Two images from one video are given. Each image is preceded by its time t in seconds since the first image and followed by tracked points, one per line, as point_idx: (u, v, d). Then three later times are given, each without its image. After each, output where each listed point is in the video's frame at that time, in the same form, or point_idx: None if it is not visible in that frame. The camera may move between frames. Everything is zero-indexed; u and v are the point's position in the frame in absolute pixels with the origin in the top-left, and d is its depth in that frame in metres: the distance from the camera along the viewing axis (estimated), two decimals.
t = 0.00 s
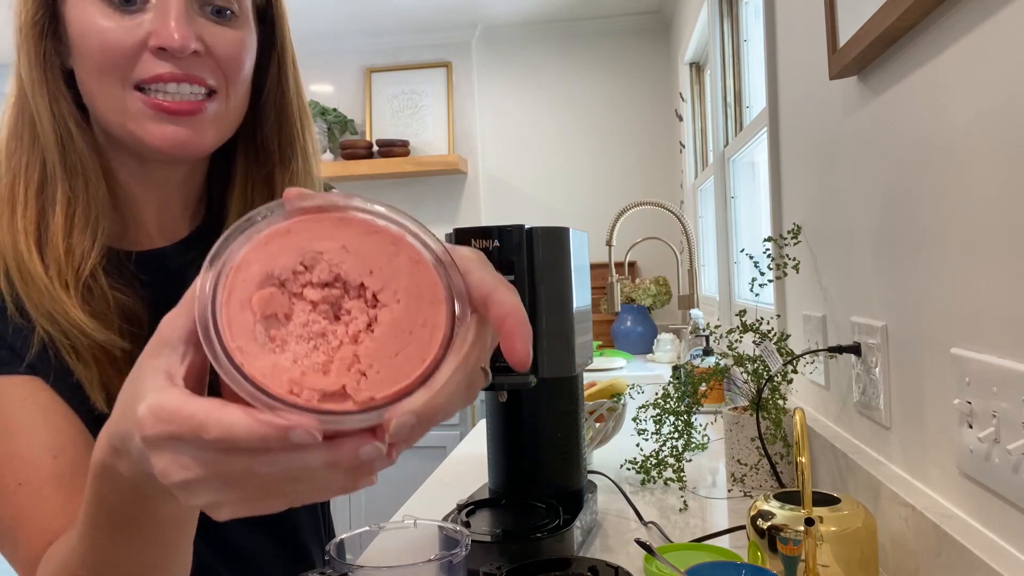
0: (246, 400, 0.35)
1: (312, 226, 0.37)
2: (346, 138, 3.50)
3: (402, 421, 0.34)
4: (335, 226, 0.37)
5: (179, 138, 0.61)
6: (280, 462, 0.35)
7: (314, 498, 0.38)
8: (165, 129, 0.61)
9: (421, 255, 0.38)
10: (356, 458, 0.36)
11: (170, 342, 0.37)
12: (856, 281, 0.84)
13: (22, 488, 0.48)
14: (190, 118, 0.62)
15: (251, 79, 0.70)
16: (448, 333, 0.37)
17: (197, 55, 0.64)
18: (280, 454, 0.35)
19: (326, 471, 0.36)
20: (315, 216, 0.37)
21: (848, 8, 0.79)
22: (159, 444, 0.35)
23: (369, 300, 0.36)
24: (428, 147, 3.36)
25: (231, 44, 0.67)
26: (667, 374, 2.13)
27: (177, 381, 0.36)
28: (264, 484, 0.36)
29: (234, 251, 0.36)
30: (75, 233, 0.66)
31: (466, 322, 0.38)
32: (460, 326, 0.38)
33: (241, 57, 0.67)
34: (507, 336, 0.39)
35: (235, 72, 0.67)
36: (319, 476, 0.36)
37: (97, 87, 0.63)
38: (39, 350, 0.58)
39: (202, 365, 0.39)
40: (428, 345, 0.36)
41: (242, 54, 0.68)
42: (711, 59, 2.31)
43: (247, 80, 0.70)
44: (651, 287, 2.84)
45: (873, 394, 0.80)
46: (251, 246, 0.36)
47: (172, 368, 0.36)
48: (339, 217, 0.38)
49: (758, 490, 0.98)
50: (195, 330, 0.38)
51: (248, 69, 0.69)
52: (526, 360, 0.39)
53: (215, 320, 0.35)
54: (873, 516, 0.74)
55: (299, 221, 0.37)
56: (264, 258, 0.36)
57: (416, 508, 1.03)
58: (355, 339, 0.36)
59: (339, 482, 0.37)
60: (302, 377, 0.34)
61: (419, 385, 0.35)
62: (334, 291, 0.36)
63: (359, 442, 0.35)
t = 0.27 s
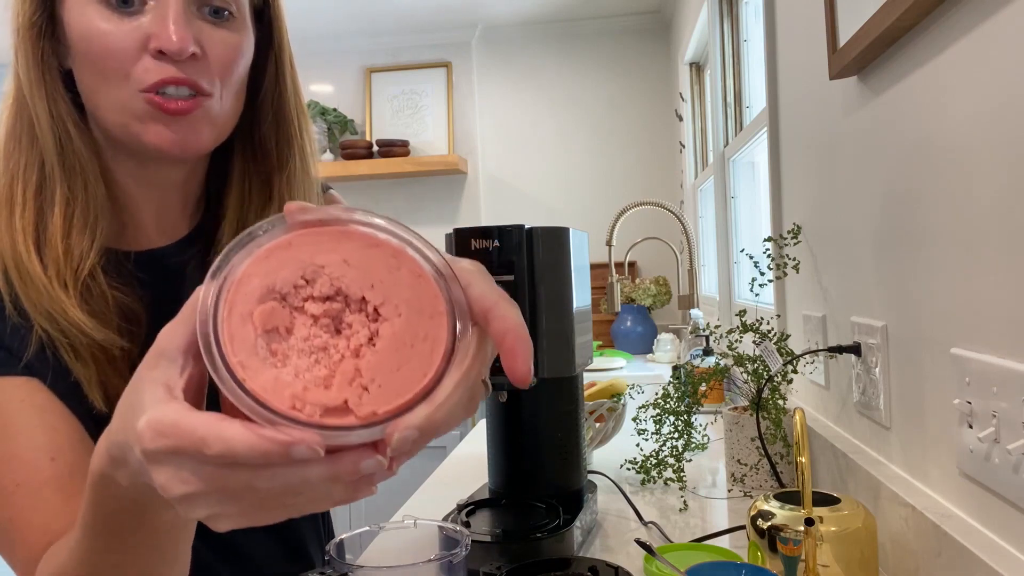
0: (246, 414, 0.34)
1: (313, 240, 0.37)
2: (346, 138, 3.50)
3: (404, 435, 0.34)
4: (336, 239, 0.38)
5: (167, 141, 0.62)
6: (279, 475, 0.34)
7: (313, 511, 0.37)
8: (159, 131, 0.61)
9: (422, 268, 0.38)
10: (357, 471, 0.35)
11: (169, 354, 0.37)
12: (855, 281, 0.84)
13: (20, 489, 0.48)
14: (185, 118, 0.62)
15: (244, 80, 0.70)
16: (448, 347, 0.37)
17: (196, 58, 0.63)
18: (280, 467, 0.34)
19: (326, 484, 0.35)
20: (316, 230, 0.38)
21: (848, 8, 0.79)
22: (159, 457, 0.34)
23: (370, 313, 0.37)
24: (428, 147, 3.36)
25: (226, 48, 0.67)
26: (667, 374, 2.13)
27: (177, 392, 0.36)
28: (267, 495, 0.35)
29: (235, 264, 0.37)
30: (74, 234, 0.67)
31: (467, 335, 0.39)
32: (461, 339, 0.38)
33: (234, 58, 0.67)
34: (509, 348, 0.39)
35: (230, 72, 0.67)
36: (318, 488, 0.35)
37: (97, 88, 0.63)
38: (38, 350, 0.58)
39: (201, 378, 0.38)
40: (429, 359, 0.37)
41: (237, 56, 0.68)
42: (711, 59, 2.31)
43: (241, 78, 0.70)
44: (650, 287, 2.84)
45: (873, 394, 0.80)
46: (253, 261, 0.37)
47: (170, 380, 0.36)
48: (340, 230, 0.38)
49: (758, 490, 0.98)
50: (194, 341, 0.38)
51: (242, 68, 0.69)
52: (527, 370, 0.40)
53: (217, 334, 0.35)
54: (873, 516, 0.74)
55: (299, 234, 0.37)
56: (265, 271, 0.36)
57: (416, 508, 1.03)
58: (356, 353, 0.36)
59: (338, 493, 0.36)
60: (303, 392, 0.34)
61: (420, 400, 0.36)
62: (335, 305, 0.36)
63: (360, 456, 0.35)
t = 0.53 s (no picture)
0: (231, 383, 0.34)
1: (299, 211, 0.37)
2: (346, 138, 3.50)
3: (387, 401, 0.34)
4: (321, 210, 0.37)
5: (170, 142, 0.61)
6: (265, 444, 0.35)
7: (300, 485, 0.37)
8: (162, 133, 0.61)
9: (408, 240, 0.38)
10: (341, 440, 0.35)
11: (159, 330, 0.37)
12: (855, 281, 0.84)
13: (19, 487, 0.48)
14: (186, 122, 0.62)
15: (243, 76, 0.70)
16: (434, 314, 0.37)
17: (189, 57, 0.63)
18: (267, 436, 0.35)
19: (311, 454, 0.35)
20: (302, 202, 0.38)
21: (848, 8, 0.79)
22: (144, 429, 0.34)
23: (355, 282, 0.37)
24: (428, 147, 3.36)
25: (222, 44, 0.66)
26: (667, 374, 2.13)
27: (165, 366, 0.36)
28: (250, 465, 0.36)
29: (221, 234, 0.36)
30: (72, 234, 0.66)
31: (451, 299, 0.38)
32: (447, 306, 0.38)
33: (231, 57, 0.67)
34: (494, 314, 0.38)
35: (229, 72, 0.67)
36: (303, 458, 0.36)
37: (95, 89, 0.63)
38: (37, 347, 0.58)
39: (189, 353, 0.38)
40: (414, 326, 0.36)
41: (233, 54, 0.68)
42: (710, 59, 2.31)
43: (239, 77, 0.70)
44: (651, 287, 2.84)
45: (873, 394, 0.80)
46: (237, 229, 0.36)
47: (159, 354, 0.36)
48: (325, 201, 0.38)
49: (758, 490, 0.98)
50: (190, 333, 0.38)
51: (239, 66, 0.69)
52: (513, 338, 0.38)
53: (201, 302, 0.35)
54: (873, 516, 0.74)
55: (285, 204, 0.37)
56: (249, 242, 0.36)
57: (416, 508, 1.03)
58: (341, 322, 0.36)
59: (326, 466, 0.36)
60: (287, 358, 0.34)
61: (404, 364, 0.35)
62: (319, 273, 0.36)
63: (345, 425, 0.35)
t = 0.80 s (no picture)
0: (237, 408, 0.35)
1: (305, 234, 0.37)
2: (346, 138, 3.50)
3: (394, 429, 0.35)
4: (327, 233, 0.37)
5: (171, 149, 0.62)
6: (272, 469, 0.35)
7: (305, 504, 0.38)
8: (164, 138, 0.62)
9: (415, 263, 0.38)
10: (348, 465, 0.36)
11: (161, 349, 0.37)
12: (855, 281, 0.84)
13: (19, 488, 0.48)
14: (184, 126, 0.62)
15: (242, 79, 0.70)
16: (440, 340, 0.37)
17: (190, 66, 0.62)
18: (274, 461, 0.35)
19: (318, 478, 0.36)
20: (308, 225, 0.37)
21: (848, 8, 0.79)
22: (149, 451, 0.35)
23: (362, 307, 0.37)
24: (428, 147, 3.36)
25: (221, 44, 0.66)
26: (667, 374, 2.13)
27: (169, 386, 0.36)
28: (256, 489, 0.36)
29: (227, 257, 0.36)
30: (72, 239, 0.66)
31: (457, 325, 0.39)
32: (453, 331, 0.38)
33: (231, 61, 0.67)
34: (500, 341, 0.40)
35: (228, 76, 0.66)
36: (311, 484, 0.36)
37: (94, 90, 0.63)
38: (37, 349, 0.58)
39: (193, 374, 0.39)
40: (420, 352, 0.36)
41: (233, 58, 0.67)
42: (710, 59, 2.31)
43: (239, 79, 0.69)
44: (651, 287, 2.84)
45: (873, 394, 0.80)
46: (243, 253, 0.36)
47: (163, 374, 0.37)
48: (332, 224, 0.38)
49: (758, 490, 0.98)
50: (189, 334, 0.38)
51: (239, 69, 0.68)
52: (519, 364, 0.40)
53: (207, 327, 0.35)
54: (873, 516, 0.74)
55: (291, 228, 0.37)
56: (255, 266, 0.36)
57: (416, 508, 1.03)
58: (347, 347, 0.36)
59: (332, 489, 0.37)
60: (293, 385, 0.34)
61: (410, 392, 0.36)
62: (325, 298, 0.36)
63: (350, 450, 0.36)
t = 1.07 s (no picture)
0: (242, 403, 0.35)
1: (308, 231, 0.37)
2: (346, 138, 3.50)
3: (396, 423, 0.35)
4: (330, 229, 0.37)
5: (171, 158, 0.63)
6: (277, 463, 0.36)
7: (310, 499, 0.39)
8: (166, 147, 0.63)
9: (416, 259, 0.38)
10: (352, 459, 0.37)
11: (165, 346, 0.37)
12: (855, 281, 0.84)
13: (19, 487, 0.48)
14: (187, 134, 0.64)
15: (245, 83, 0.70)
16: (442, 333, 0.37)
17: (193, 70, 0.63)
18: (278, 454, 0.36)
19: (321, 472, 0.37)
20: (311, 221, 0.37)
21: (848, 8, 0.79)
22: (150, 443, 0.35)
23: (364, 302, 0.37)
24: (428, 147, 3.36)
25: (222, 45, 0.66)
26: (667, 374, 2.13)
27: (172, 383, 0.37)
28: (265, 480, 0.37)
29: (232, 253, 0.37)
30: (72, 241, 0.66)
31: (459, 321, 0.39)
32: (455, 326, 0.38)
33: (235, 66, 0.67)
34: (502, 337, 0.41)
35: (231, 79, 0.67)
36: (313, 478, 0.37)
37: (94, 91, 0.63)
38: (37, 349, 0.58)
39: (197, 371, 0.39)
40: (422, 347, 0.36)
41: (236, 64, 0.67)
42: (710, 59, 2.31)
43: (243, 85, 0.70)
44: (651, 287, 2.84)
45: (873, 394, 0.80)
46: (247, 250, 0.36)
47: (166, 371, 0.37)
48: (334, 220, 0.38)
49: (758, 490, 0.98)
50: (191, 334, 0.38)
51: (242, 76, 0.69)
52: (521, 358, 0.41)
53: (211, 322, 0.35)
54: (873, 516, 0.74)
55: (294, 224, 0.37)
56: (259, 262, 0.36)
57: (416, 508, 1.03)
58: (350, 343, 0.36)
59: (334, 483, 0.38)
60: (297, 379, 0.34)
61: (413, 387, 0.36)
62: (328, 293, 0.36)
63: (352, 445, 0.37)
